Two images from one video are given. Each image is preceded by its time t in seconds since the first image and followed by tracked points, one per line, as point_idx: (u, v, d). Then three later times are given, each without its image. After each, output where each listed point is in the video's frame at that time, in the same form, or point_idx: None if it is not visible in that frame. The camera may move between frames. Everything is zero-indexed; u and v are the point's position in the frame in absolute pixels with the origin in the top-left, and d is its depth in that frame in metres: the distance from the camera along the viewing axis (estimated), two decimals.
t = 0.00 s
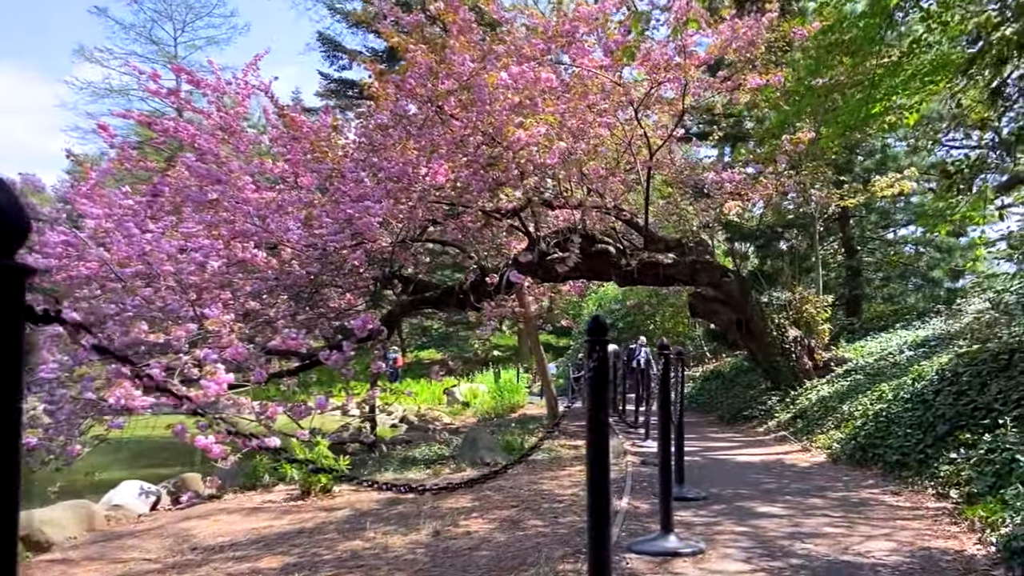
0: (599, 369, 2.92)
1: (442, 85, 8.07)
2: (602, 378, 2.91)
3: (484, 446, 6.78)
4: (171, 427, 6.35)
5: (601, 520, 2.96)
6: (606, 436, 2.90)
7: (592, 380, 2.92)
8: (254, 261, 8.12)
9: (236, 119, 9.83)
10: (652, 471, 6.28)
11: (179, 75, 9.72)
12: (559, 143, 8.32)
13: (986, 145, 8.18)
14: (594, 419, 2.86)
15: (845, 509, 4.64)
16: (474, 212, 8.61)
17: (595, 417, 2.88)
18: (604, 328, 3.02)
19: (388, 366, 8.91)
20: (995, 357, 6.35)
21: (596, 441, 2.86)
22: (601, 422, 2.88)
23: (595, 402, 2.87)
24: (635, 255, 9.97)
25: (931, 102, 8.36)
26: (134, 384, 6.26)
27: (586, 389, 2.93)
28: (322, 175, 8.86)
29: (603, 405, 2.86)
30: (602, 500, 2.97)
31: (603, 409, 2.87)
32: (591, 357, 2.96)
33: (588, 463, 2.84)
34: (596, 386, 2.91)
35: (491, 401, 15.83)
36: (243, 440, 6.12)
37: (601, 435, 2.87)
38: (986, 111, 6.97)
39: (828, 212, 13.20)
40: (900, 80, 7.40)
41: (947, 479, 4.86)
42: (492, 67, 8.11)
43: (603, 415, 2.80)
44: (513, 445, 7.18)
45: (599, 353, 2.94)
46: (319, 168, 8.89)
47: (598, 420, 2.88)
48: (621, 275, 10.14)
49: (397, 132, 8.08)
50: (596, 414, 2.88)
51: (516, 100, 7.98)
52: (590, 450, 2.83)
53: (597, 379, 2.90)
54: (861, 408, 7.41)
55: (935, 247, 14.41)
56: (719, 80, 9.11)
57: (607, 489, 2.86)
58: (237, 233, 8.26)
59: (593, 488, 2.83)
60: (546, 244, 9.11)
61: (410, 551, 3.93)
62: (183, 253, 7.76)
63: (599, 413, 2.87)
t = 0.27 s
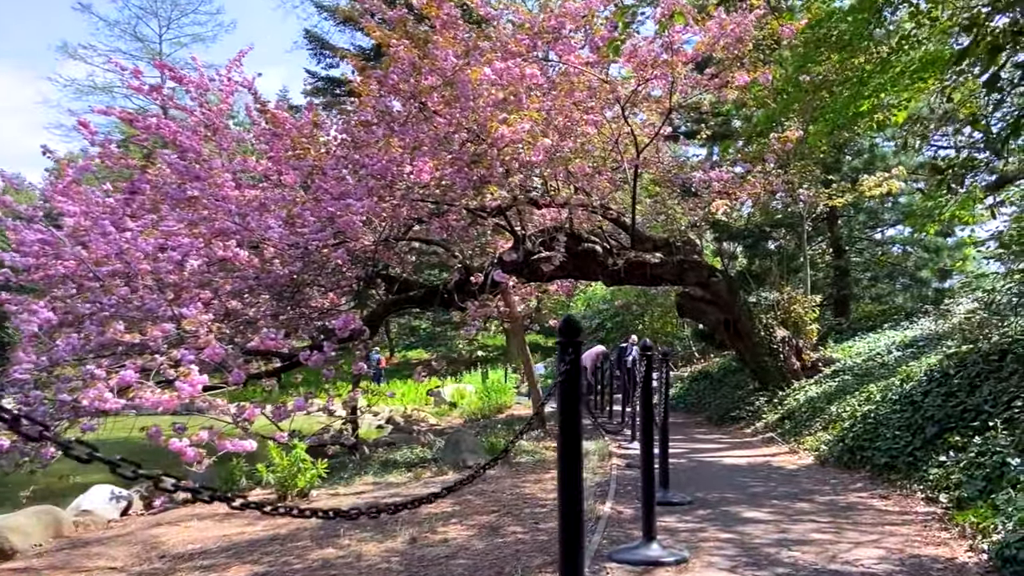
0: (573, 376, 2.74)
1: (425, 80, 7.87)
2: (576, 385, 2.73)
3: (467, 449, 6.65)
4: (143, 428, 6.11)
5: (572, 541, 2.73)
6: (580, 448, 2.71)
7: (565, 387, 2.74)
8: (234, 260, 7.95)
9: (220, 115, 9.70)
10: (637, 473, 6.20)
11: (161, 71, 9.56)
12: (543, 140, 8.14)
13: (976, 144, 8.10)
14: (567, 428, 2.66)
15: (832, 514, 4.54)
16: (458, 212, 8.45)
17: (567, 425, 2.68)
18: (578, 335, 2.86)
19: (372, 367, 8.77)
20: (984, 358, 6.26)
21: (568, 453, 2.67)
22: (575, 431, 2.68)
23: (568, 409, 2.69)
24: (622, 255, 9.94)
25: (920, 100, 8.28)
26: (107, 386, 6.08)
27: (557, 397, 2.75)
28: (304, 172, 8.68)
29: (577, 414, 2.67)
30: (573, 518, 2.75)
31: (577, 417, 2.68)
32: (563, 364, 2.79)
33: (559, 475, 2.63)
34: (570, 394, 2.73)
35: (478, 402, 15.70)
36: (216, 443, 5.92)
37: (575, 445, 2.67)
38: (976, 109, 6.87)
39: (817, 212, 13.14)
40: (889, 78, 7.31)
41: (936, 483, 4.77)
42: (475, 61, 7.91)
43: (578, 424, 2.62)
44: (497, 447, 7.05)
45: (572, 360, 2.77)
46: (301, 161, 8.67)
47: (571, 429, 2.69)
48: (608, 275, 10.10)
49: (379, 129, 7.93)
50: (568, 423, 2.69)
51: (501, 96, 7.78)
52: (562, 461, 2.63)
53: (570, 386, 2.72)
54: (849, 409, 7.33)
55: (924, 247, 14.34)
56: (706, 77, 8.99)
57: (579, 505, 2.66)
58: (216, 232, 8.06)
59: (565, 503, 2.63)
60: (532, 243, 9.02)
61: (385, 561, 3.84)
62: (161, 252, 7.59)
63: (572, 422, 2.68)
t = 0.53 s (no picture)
0: (545, 380, 2.54)
1: (410, 76, 7.72)
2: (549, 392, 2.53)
3: (450, 451, 6.50)
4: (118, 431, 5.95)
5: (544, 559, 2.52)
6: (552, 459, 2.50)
7: (536, 392, 2.54)
8: (216, 259, 7.79)
9: (205, 112, 9.55)
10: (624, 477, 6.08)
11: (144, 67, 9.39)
12: (529, 137, 8.01)
13: (965, 142, 8.04)
14: (538, 438, 2.47)
15: (823, 519, 4.44)
16: (443, 211, 8.32)
17: (538, 435, 2.49)
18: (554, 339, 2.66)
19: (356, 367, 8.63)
20: (975, 359, 6.18)
21: (539, 464, 2.47)
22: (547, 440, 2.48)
23: (538, 416, 2.48)
24: (610, 254, 9.97)
25: (910, 97, 8.19)
26: (81, 388, 5.92)
27: (528, 404, 2.54)
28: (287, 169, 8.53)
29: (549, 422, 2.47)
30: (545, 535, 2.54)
31: (549, 426, 2.47)
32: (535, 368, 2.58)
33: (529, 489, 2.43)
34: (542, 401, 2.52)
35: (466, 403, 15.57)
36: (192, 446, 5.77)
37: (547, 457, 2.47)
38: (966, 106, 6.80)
39: (806, 212, 13.08)
40: (878, 75, 7.23)
41: (928, 487, 4.67)
42: (460, 56, 7.76)
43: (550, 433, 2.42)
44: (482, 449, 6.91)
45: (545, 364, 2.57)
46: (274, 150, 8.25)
47: (543, 439, 2.48)
48: (596, 274, 10.16)
49: (363, 125, 7.78)
50: (539, 432, 2.48)
51: (485, 91, 7.63)
52: (532, 472, 2.43)
53: (542, 390, 2.52)
54: (839, 410, 7.25)
55: (913, 247, 14.28)
56: (695, 74, 8.89)
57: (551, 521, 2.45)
58: (196, 231, 7.90)
59: (535, 518, 2.42)
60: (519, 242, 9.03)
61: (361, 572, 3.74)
62: (140, 251, 7.41)
63: (544, 432, 2.47)
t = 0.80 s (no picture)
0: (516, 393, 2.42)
1: (395, 71, 7.57)
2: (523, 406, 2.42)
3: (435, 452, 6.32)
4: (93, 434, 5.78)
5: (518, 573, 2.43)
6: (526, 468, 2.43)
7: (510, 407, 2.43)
8: (199, 258, 7.62)
9: (189, 109, 9.41)
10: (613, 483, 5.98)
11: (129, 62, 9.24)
12: (516, 133, 7.87)
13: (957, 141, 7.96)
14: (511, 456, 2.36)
15: (815, 525, 4.32)
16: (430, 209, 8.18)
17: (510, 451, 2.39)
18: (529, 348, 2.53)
19: (340, 368, 8.47)
20: (968, 359, 6.07)
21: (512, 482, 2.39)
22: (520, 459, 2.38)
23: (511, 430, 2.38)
24: (599, 253, 9.87)
25: (902, 95, 8.09)
26: (55, 390, 5.76)
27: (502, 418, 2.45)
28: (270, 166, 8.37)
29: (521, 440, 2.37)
30: (520, 552, 2.47)
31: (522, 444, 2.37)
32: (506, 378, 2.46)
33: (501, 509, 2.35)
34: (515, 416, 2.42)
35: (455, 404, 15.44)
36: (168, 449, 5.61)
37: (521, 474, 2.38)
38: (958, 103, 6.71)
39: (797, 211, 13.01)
40: (870, 72, 7.14)
41: (922, 491, 4.57)
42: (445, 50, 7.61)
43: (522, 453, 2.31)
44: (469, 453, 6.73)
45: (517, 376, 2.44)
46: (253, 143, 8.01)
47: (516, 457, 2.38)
48: (585, 273, 10.06)
49: (348, 122, 7.63)
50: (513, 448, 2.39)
51: (471, 87, 7.48)
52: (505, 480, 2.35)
53: (515, 398, 2.44)
54: (830, 412, 7.15)
55: (905, 247, 14.20)
56: (685, 71, 8.78)
57: (525, 540, 2.36)
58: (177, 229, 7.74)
59: (508, 537, 2.34)
60: (507, 241, 8.92)
61: None
62: (120, 250, 7.25)
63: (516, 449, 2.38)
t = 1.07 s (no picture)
0: (492, 407, 2.07)
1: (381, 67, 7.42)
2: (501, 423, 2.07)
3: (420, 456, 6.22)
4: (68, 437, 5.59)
5: None
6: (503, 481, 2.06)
7: (485, 424, 2.07)
8: (182, 258, 7.45)
9: (175, 107, 9.24)
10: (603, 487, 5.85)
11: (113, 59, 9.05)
12: (505, 131, 7.73)
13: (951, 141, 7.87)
14: (487, 483, 2.02)
15: (810, 533, 4.22)
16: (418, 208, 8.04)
17: (486, 476, 2.05)
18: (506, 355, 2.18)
19: (326, 369, 8.33)
20: (965, 361, 5.96)
21: (487, 514, 2.04)
22: (496, 486, 2.03)
23: (487, 452, 2.04)
24: (590, 253, 9.76)
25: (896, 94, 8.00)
26: (30, 393, 5.58)
27: (475, 437, 2.09)
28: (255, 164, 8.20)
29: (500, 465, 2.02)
30: None
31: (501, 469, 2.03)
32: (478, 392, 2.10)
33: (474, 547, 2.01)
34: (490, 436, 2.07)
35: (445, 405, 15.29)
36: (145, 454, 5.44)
37: (498, 503, 2.04)
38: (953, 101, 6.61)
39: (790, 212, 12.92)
40: (863, 70, 7.04)
41: (919, 497, 4.48)
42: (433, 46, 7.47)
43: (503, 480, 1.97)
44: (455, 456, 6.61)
45: (493, 389, 2.09)
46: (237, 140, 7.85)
47: (492, 485, 2.03)
48: (576, 275, 9.90)
49: (334, 119, 7.48)
50: (490, 473, 2.04)
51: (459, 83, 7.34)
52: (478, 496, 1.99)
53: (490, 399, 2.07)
54: (824, 414, 7.04)
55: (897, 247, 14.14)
56: (676, 70, 8.67)
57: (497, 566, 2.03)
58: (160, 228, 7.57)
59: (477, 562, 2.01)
60: (496, 241, 8.79)
61: None
62: (100, 249, 7.07)
63: (494, 476, 2.03)
